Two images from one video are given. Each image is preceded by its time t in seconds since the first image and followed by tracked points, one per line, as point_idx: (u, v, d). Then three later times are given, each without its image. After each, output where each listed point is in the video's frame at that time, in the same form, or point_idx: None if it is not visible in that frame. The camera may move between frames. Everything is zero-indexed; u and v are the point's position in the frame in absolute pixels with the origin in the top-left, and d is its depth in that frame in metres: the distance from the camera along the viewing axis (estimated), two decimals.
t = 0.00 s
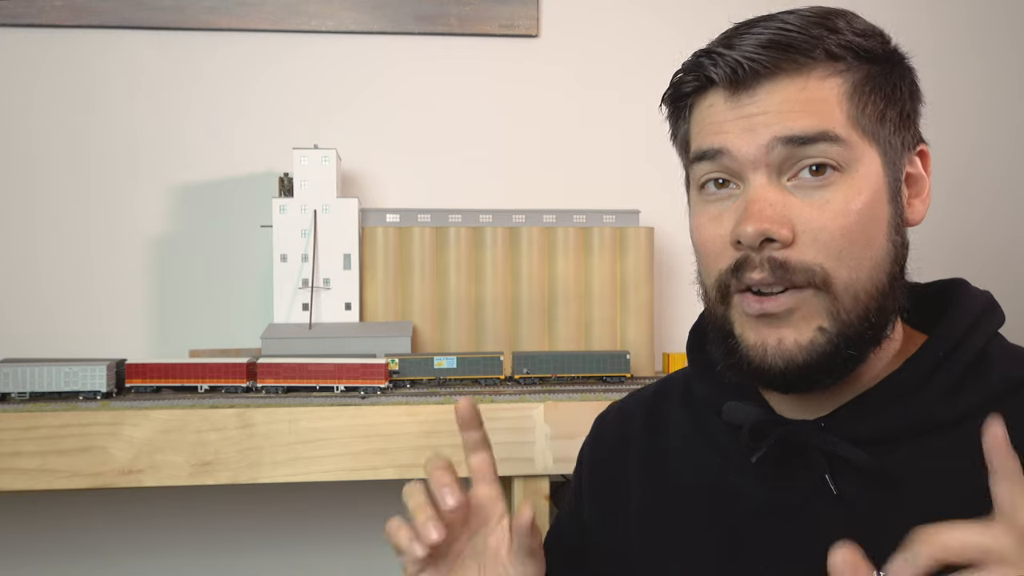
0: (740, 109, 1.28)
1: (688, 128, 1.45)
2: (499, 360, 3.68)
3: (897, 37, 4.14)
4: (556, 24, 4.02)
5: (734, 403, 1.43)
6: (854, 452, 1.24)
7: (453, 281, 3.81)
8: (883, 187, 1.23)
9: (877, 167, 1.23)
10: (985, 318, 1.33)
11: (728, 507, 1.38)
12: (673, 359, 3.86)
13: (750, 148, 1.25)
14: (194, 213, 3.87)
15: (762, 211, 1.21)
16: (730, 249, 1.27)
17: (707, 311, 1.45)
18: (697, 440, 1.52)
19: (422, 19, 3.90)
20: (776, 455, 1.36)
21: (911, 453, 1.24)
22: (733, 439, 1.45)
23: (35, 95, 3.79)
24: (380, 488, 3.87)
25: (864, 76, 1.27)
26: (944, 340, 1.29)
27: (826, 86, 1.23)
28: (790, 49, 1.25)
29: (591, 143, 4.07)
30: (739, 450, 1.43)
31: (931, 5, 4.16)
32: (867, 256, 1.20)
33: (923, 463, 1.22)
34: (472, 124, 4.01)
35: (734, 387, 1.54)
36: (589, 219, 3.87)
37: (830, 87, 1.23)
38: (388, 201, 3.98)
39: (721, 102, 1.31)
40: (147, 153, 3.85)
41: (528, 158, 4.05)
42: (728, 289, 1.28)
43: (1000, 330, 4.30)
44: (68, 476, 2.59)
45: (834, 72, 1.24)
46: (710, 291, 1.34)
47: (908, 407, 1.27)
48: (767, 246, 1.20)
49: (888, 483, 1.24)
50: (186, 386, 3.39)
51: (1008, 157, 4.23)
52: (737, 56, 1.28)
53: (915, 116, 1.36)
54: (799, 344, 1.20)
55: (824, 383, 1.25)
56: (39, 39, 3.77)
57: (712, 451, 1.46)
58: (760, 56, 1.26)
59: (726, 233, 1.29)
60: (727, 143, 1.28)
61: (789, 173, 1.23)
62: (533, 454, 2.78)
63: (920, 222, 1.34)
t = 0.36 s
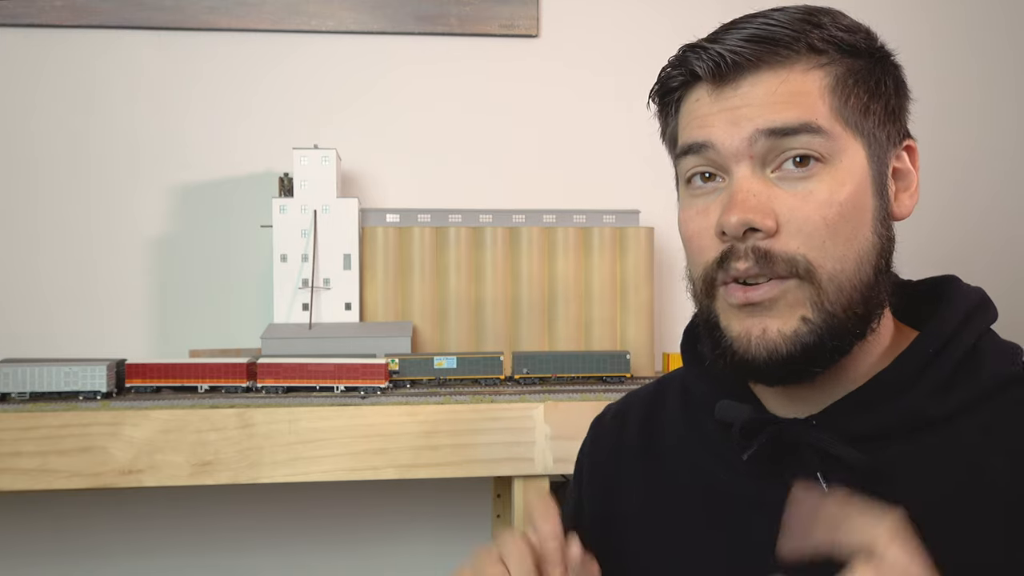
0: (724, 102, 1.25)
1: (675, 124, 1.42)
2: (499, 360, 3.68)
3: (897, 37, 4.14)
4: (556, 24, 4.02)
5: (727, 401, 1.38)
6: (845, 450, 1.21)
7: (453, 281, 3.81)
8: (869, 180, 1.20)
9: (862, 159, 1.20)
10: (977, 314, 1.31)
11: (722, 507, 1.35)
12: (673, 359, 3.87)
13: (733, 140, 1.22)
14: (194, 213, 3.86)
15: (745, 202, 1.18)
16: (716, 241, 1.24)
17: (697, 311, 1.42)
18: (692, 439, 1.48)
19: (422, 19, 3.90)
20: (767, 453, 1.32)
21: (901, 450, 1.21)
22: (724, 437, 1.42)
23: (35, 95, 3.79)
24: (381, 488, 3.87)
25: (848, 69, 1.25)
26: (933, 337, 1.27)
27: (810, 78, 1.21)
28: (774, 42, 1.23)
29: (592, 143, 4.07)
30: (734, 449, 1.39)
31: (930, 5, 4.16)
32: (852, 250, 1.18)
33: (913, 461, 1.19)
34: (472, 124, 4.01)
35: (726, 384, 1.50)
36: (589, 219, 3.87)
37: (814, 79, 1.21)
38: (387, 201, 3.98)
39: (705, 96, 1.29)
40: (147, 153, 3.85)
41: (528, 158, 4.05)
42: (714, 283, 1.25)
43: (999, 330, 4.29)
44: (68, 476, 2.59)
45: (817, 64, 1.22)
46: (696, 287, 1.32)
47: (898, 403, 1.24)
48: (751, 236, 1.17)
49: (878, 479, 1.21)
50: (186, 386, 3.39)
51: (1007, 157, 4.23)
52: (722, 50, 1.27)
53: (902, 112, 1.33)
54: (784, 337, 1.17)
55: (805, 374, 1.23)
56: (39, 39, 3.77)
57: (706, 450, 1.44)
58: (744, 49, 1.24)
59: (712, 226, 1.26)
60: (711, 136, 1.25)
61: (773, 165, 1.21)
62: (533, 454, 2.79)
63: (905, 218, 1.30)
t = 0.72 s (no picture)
0: (720, 108, 1.25)
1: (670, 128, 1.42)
2: (499, 360, 3.68)
3: (897, 36, 4.14)
4: (556, 24, 4.02)
5: (725, 411, 1.38)
6: (844, 462, 1.19)
7: (453, 281, 3.81)
8: (868, 186, 1.20)
9: (861, 165, 1.19)
10: (979, 320, 1.28)
11: (718, 516, 1.34)
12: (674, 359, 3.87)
13: (730, 147, 1.22)
14: (194, 213, 3.87)
15: (742, 211, 1.18)
16: (712, 250, 1.25)
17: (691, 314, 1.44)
18: (690, 445, 1.48)
19: (422, 19, 3.90)
20: (764, 463, 1.31)
21: (904, 461, 1.19)
22: (723, 447, 1.41)
23: (35, 95, 3.79)
24: (380, 488, 3.87)
25: (847, 72, 1.24)
26: (936, 345, 1.24)
27: (807, 83, 1.20)
28: (770, 45, 1.22)
29: (592, 143, 4.07)
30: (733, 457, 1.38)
31: (930, 5, 4.16)
32: (854, 257, 1.17)
33: (914, 472, 1.17)
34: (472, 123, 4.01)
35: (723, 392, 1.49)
36: (589, 219, 3.87)
37: (812, 84, 1.20)
38: (387, 201, 3.98)
39: (700, 101, 1.28)
40: (147, 154, 3.85)
41: (528, 158, 4.04)
42: (711, 290, 1.26)
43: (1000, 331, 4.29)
44: (68, 476, 2.60)
45: (815, 68, 1.21)
46: (691, 293, 1.32)
47: (893, 417, 1.21)
48: (749, 245, 1.18)
49: (881, 491, 1.18)
50: (186, 386, 3.39)
51: (1007, 157, 4.22)
52: (717, 53, 1.25)
53: (901, 115, 1.32)
54: (784, 345, 1.17)
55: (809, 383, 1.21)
56: (39, 39, 3.77)
57: (702, 458, 1.43)
58: (740, 53, 1.23)
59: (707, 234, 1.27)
60: (707, 143, 1.25)
61: (770, 172, 1.20)
62: (533, 454, 2.79)
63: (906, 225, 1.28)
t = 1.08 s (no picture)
0: (750, 95, 1.24)
1: (694, 116, 1.41)
2: (499, 360, 3.68)
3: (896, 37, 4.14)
4: (556, 24, 4.02)
5: (734, 409, 1.37)
6: (854, 461, 1.19)
7: (453, 281, 3.81)
8: (891, 184, 1.20)
9: (886, 163, 1.20)
10: (987, 321, 1.29)
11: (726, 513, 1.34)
12: (673, 359, 3.87)
13: (758, 135, 1.22)
14: (194, 213, 3.87)
15: (769, 198, 1.17)
16: (733, 237, 1.24)
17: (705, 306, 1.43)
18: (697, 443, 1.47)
19: (422, 19, 3.90)
20: (773, 460, 1.31)
21: (912, 461, 1.19)
22: (732, 444, 1.41)
23: (37, 96, 3.79)
24: (380, 488, 3.87)
25: (877, 70, 1.24)
26: (945, 345, 1.24)
27: (839, 76, 1.20)
28: (805, 36, 1.22)
29: (592, 142, 4.07)
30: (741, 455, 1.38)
31: (929, 5, 4.16)
32: (875, 254, 1.17)
33: (922, 472, 1.18)
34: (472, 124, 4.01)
35: (734, 390, 1.50)
36: (589, 219, 3.87)
37: (843, 77, 1.20)
38: (387, 201, 3.98)
39: (731, 88, 1.28)
40: (148, 154, 3.85)
41: (528, 158, 4.04)
42: (730, 278, 1.24)
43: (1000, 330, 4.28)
44: (68, 476, 2.60)
45: (848, 63, 1.22)
46: (709, 282, 1.31)
47: (903, 416, 1.21)
48: (773, 233, 1.17)
49: (887, 491, 1.19)
50: (186, 386, 3.39)
51: (1007, 157, 4.22)
52: (751, 40, 1.26)
53: (925, 117, 1.33)
54: (803, 336, 1.17)
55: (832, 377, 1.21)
56: (39, 39, 3.77)
57: (710, 455, 1.43)
58: (775, 42, 1.23)
59: (729, 222, 1.25)
60: (735, 130, 1.24)
61: (797, 163, 1.20)
62: (533, 454, 2.79)
63: (924, 226, 1.30)
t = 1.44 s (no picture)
0: (767, 95, 1.25)
1: (712, 115, 1.42)
2: (499, 360, 3.68)
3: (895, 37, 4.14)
4: (556, 23, 4.02)
5: (748, 396, 1.38)
6: (867, 447, 1.20)
7: (453, 282, 3.81)
8: (906, 181, 1.20)
9: (902, 160, 1.20)
10: (1003, 319, 1.30)
11: (735, 500, 1.35)
12: (673, 359, 3.87)
13: (775, 135, 1.22)
14: (194, 213, 3.86)
15: (785, 197, 1.18)
16: (751, 236, 1.24)
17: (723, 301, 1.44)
18: (708, 431, 1.48)
19: (422, 19, 3.90)
20: (786, 447, 1.32)
21: (924, 451, 1.20)
22: (744, 433, 1.42)
23: (38, 95, 3.79)
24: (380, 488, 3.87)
25: (893, 68, 1.24)
26: (961, 339, 1.25)
27: (855, 75, 1.20)
28: (821, 36, 1.22)
29: (591, 143, 4.07)
30: (752, 443, 1.39)
31: (928, 5, 4.16)
32: (888, 251, 1.17)
33: (934, 462, 1.19)
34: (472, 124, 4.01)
35: (748, 380, 1.49)
36: (589, 219, 3.87)
37: (859, 77, 1.20)
38: (387, 201, 3.98)
39: (748, 88, 1.28)
40: (149, 154, 3.85)
41: (528, 158, 4.04)
42: (747, 277, 1.25)
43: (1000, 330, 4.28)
44: (68, 476, 2.59)
45: (863, 62, 1.22)
46: (727, 279, 1.32)
47: (918, 405, 1.22)
48: (788, 231, 1.17)
49: (899, 479, 1.20)
50: (186, 386, 3.39)
51: (1007, 157, 4.22)
52: (767, 41, 1.26)
53: (942, 114, 1.33)
54: (816, 332, 1.18)
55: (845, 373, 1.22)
56: (39, 39, 3.77)
57: (721, 442, 1.44)
58: (790, 42, 1.23)
59: (747, 220, 1.26)
60: (752, 130, 1.25)
61: (813, 162, 1.20)
62: (533, 454, 2.79)
63: (941, 222, 1.30)
